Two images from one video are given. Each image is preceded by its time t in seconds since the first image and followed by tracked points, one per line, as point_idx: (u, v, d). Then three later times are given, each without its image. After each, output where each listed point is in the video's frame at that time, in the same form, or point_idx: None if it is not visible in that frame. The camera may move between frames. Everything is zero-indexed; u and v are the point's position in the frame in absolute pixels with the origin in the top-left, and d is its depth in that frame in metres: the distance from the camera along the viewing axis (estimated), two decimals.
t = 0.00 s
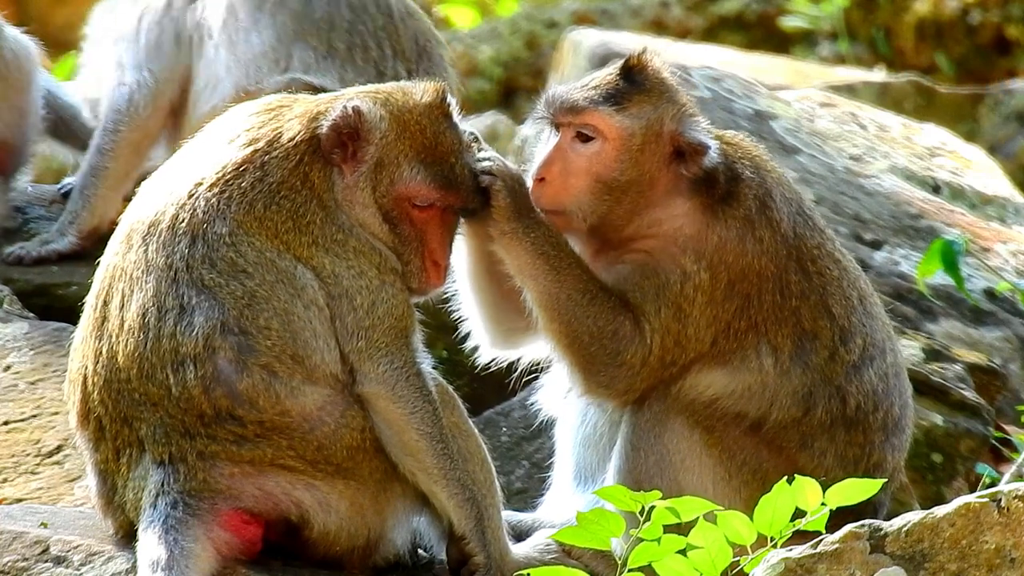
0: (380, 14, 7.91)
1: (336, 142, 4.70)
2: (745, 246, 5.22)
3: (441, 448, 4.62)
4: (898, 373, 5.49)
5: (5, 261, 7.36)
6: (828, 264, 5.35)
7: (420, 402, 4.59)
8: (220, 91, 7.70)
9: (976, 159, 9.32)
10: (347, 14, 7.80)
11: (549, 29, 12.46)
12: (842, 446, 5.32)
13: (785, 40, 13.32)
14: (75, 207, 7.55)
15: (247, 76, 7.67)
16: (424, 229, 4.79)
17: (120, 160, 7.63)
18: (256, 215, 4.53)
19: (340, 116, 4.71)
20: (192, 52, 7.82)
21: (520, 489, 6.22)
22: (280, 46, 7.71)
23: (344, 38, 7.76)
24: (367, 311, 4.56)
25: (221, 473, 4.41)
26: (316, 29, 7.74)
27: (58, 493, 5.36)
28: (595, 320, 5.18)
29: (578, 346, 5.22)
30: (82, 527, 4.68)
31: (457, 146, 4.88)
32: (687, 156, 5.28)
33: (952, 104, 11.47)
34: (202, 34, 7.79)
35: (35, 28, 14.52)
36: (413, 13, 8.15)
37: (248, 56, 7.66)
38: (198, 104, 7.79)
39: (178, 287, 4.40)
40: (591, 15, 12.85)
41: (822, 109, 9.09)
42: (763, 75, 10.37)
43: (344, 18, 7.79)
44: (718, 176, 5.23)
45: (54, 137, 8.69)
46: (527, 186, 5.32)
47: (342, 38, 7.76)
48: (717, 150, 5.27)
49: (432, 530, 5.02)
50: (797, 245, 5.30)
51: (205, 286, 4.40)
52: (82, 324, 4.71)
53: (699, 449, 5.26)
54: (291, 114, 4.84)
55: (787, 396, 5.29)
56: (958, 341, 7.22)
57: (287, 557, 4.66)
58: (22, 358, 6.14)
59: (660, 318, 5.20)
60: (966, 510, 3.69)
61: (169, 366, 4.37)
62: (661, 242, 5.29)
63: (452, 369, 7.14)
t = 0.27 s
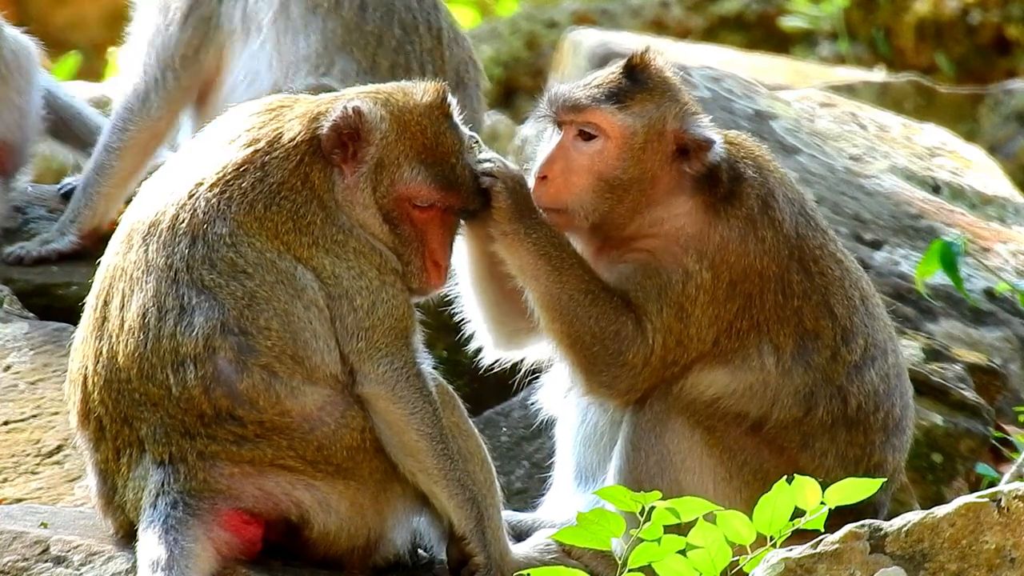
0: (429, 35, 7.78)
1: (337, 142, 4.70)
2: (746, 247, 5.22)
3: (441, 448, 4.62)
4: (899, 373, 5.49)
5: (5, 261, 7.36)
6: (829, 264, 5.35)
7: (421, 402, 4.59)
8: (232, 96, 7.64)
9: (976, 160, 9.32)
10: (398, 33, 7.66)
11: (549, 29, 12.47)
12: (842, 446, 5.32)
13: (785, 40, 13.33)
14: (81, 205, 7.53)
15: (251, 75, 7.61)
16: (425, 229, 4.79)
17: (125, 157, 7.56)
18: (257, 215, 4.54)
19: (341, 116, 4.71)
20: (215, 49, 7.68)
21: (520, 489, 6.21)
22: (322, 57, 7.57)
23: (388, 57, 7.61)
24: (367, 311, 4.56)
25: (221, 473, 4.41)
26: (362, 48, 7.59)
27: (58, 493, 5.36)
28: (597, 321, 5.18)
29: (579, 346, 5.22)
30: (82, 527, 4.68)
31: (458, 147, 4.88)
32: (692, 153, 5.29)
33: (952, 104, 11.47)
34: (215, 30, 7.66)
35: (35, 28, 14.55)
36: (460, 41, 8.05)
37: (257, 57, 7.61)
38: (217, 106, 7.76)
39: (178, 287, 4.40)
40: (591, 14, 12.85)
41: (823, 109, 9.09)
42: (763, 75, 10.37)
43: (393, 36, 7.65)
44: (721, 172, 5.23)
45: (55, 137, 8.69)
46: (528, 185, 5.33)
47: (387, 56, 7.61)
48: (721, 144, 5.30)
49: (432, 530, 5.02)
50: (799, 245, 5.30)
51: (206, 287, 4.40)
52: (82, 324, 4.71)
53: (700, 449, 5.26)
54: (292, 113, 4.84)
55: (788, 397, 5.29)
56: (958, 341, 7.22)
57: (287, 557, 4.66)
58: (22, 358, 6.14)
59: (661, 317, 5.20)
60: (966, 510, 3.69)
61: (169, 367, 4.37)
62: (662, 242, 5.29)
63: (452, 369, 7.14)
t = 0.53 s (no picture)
0: (436, 45, 7.73)
1: (336, 142, 4.70)
2: (745, 247, 5.22)
3: (441, 448, 4.62)
4: (898, 372, 5.49)
5: (4, 261, 7.36)
6: (828, 264, 5.35)
7: (420, 402, 4.59)
8: (234, 98, 7.62)
9: (975, 159, 9.32)
10: (404, 42, 7.61)
11: (549, 29, 12.47)
12: (842, 446, 5.32)
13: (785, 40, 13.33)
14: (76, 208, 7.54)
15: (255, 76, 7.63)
16: (425, 229, 4.79)
17: (125, 157, 7.57)
18: (257, 215, 4.54)
19: (340, 116, 4.70)
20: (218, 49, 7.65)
21: (520, 489, 6.21)
22: (329, 66, 7.53)
23: (394, 67, 7.56)
24: (367, 311, 4.56)
25: (221, 473, 4.41)
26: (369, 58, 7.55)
27: (58, 493, 5.36)
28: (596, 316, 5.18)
29: (577, 340, 5.23)
30: (82, 527, 4.68)
31: (456, 146, 4.89)
32: (689, 153, 5.28)
33: (952, 104, 11.47)
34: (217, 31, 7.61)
35: (35, 28, 14.56)
36: (467, 50, 8.00)
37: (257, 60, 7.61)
38: (218, 107, 7.75)
39: (178, 287, 4.40)
40: (591, 14, 12.84)
41: (823, 109, 9.09)
42: (763, 75, 10.37)
43: (399, 46, 7.60)
44: (720, 172, 5.23)
45: (55, 137, 8.68)
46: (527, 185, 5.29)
47: (392, 66, 7.56)
48: (718, 144, 5.28)
49: (432, 530, 5.02)
50: (798, 246, 5.30)
51: (205, 287, 4.41)
52: (82, 323, 4.71)
53: (700, 449, 5.26)
54: (291, 113, 4.84)
55: (787, 396, 5.29)
56: (958, 341, 7.22)
57: (287, 557, 4.65)
58: (22, 358, 6.14)
59: (659, 315, 5.21)
60: (966, 510, 3.69)
61: (169, 366, 4.37)
62: (661, 240, 5.29)
63: (452, 369, 7.15)
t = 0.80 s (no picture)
0: (437, 48, 7.75)
1: (335, 142, 4.70)
2: (742, 246, 5.22)
3: (441, 448, 4.62)
4: (896, 372, 5.49)
5: (4, 262, 7.37)
6: (826, 264, 5.35)
7: (420, 402, 4.60)
8: (236, 100, 7.62)
9: (975, 159, 9.32)
10: (406, 45, 7.62)
11: (549, 29, 12.47)
12: (841, 446, 5.32)
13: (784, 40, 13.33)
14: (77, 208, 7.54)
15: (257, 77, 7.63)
16: (424, 229, 4.79)
17: (126, 158, 7.56)
18: (256, 215, 4.54)
19: (339, 116, 4.71)
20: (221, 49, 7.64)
21: (520, 489, 6.21)
22: (331, 68, 7.56)
23: (396, 70, 7.58)
24: (367, 311, 4.56)
25: (221, 473, 4.41)
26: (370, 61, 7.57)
27: (58, 493, 5.36)
28: (590, 300, 5.19)
29: (571, 328, 5.22)
30: (82, 527, 4.68)
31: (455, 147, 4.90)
32: (688, 153, 5.27)
33: (952, 104, 11.47)
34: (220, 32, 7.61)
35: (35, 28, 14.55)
36: (468, 51, 8.01)
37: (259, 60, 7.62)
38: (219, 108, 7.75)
39: (178, 287, 4.40)
40: (591, 14, 12.84)
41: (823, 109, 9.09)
42: (763, 75, 10.37)
43: (401, 49, 7.62)
44: (718, 171, 5.24)
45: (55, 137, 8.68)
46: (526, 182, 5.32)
47: (394, 69, 7.58)
48: (718, 144, 5.28)
49: (432, 530, 5.02)
50: (796, 245, 5.30)
51: (205, 287, 4.41)
52: (82, 324, 4.71)
53: (699, 449, 5.27)
54: (291, 113, 4.84)
55: (783, 396, 5.29)
56: (958, 341, 7.21)
57: (287, 557, 4.65)
58: (22, 358, 6.14)
59: (654, 307, 5.23)
60: (966, 510, 3.69)
61: (169, 367, 4.37)
62: (657, 236, 5.29)
63: (452, 369, 7.15)
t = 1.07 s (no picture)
0: (437, 50, 7.73)
1: (337, 142, 4.70)
2: (745, 246, 5.22)
3: (441, 448, 4.62)
4: (897, 373, 5.49)
5: (4, 262, 7.37)
6: (828, 265, 5.35)
7: (421, 402, 4.60)
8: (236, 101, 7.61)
9: (975, 159, 9.32)
10: (407, 47, 7.60)
11: (549, 29, 12.47)
12: (841, 446, 5.32)
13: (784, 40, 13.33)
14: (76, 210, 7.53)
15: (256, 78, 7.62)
16: (426, 229, 4.79)
17: (126, 158, 7.58)
18: (258, 215, 4.54)
19: (342, 116, 4.71)
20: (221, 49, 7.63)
21: (520, 489, 6.20)
22: (331, 70, 7.53)
23: (396, 71, 7.56)
24: (369, 311, 4.56)
25: (221, 473, 4.41)
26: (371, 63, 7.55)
27: (58, 493, 5.36)
28: (595, 310, 5.18)
29: (575, 335, 5.21)
30: (82, 527, 4.68)
31: (456, 148, 4.91)
32: (690, 152, 5.30)
33: (952, 104, 11.46)
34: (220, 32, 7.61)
35: (35, 28, 14.56)
36: (468, 52, 7.99)
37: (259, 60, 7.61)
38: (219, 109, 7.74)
39: (180, 287, 4.40)
40: (591, 15, 12.84)
41: (823, 109, 9.09)
42: (763, 75, 10.37)
43: (402, 51, 7.59)
44: (720, 170, 5.25)
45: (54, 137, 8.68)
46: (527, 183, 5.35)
47: (395, 71, 7.56)
48: (719, 143, 5.30)
49: (432, 530, 5.02)
50: (798, 246, 5.30)
51: (206, 287, 4.41)
52: (82, 324, 4.71)
53: (699, 449, 5.26)
54: (292, 114, 4.84)
55: (785, 396, 5.29)
56: (958, 341, 7.22)
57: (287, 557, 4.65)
58: (22, 358, 6.14)
59: (658, 310, 5.22)
60: (966, 510, 3.69)
61: (170, 366, 4.37)
62: (660, 238, 5.29)
63: (452, 369, 7.15)
